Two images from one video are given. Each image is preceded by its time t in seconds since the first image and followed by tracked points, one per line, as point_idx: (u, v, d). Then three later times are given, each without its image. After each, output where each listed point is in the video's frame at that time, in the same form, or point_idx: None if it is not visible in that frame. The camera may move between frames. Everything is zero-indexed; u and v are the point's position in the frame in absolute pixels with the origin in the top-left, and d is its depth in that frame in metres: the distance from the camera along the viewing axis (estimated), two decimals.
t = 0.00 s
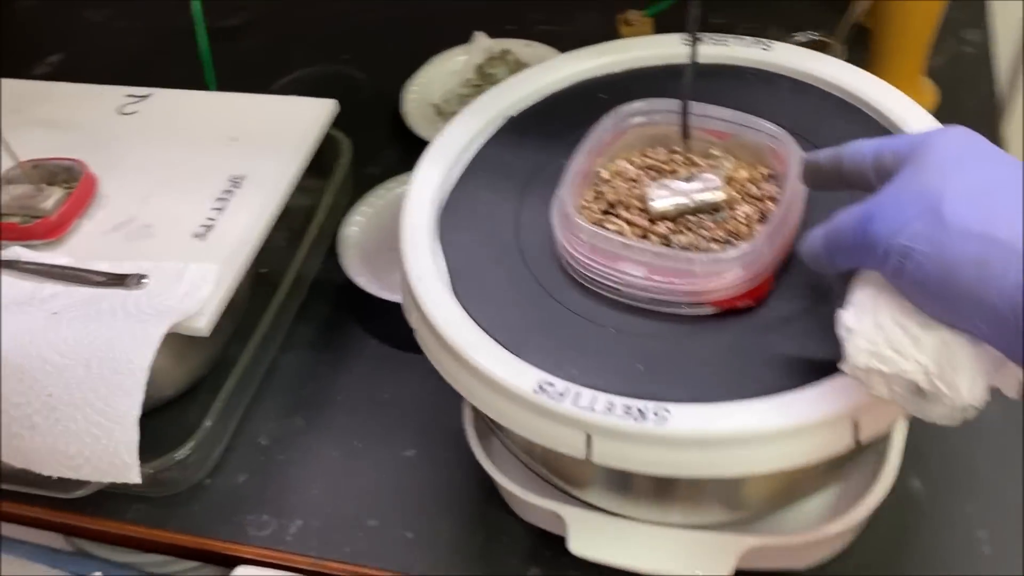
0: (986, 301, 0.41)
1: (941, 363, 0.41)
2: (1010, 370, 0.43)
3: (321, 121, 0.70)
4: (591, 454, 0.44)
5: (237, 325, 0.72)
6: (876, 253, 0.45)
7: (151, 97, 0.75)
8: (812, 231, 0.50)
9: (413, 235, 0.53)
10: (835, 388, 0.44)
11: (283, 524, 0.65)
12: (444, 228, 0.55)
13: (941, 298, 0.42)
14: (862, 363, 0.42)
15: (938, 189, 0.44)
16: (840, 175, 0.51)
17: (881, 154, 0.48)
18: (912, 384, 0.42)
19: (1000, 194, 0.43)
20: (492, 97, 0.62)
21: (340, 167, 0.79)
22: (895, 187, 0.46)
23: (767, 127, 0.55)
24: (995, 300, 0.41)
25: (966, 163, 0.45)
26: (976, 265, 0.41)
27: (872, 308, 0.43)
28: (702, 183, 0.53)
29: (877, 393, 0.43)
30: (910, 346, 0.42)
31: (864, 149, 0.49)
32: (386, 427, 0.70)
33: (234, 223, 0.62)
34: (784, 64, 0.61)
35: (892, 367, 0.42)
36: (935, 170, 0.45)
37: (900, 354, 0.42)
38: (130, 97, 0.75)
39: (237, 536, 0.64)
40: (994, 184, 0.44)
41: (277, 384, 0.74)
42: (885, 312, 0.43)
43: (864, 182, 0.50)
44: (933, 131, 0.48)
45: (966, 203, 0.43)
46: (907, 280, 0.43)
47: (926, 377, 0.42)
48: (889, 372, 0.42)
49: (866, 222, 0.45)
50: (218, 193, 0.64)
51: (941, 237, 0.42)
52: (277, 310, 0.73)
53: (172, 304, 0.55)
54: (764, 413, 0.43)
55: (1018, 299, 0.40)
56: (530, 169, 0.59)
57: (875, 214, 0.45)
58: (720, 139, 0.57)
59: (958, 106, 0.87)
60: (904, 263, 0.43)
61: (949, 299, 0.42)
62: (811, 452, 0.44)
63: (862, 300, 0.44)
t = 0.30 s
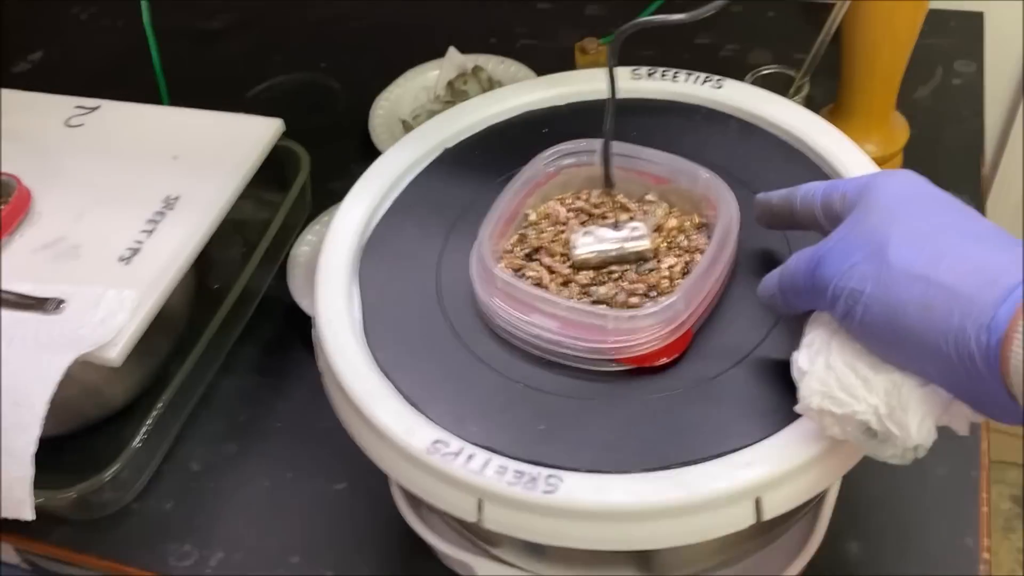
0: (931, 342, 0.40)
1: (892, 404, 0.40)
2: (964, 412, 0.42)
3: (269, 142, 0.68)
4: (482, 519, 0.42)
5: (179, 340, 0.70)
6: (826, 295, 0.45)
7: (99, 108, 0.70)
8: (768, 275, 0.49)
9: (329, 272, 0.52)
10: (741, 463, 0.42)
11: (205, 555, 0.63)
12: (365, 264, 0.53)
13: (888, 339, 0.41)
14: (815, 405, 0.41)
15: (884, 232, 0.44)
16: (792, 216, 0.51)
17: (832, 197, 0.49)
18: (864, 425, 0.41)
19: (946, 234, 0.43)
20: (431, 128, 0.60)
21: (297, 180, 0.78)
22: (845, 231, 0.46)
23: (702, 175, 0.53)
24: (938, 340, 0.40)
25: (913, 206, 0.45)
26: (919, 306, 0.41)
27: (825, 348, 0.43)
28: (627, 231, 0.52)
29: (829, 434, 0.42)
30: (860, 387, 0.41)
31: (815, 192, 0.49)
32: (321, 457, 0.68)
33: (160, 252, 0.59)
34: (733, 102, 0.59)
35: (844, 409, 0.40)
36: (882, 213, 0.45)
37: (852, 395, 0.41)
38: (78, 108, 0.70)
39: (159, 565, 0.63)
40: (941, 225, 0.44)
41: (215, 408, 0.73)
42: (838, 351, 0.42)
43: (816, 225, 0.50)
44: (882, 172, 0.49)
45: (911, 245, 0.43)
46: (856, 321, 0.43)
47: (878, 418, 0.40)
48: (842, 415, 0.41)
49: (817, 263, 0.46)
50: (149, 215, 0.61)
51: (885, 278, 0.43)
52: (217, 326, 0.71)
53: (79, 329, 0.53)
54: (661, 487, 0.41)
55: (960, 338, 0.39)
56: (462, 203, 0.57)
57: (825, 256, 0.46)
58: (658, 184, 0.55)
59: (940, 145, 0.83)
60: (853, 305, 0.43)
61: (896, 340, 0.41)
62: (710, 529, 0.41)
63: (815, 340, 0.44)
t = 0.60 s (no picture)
0: (885, 332, 0.39)
1: (856, 398, 0.39)
2: (930, 401, 0.41)
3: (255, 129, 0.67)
4: (434, 521, 0.42)
5: (160, 323, 0.68)
6: (780, 292, 0.44)
7: (88, 88, 0.68)
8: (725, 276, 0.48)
9: (297, 264, 0.51)
10: (698, 475, 0.41)
11: (175, 541, 0.62)
12: (336, 256, 0.53)
13: (844, 333, 0.40)
14: (777, 404, 0.40)
15: (832, 224, 0.43)
16: (742, 213, 0.50)
17: (781, 192, 0.48)
18: (830, 421, 0.40)
19: (893, 222, 0.42)
20: (415, 117, 0.59)
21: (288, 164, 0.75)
22: (794, 227, 0.45)
23: (681, 175, 0.53)
24: (894, 329, 0.39)
25: (860, 195, 0.44)
26: (872, 296, 0.40)
27: (783, 347, 0.42)
28: (602, 231, 0.52)
29: (796, 432, 0.41)
30: (823, 383, 0.40)
31: (762, 187, 0.48)
32: (296, 447, 0.67)
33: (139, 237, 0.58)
34: (720, 101, 0.58)
35: (807, 407, 0.40)
36: (830, 204, 0.44)
37: (813, 391, 0.40)
38: (68, 86, 0.68)
39: (128, 549, 0.62)
40: (889, 212, 0.43)
41: (194, 392, 0.71)
42: (796, 349, 0.41)
43: (768, 221, 0.49)
44: (829, 164, 0.48)
45: (859, 234, 0.42)
46: (811, 317, 0.42)
47: (843, 414, 0.40)
48: (806, 412, 0.40)
49: (769, 260, 0.45)
50: (127, 197, 0.60)
51: (836, 271, 0.42)
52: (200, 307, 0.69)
53: (50, 312, 0.51)
54: (615, 496, 0.40)
55: (915, 326, 0.38)
56: (440, 196, 0.56)
57: (776, 252, 0.44)
58: (638, 183, 0.56)
59: (947, 150, 0.81)
60: (807, 300, 0.42)
61: (851, 333, 0.40)
62: (666, 539, 0.41)
63: (772, 341, 0.43)
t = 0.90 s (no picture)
0: (900, 313, 0.39)
1: (865, 379, 0.39)
2: (940, 387, 0.41)
3: (270, 112, 0.65)
4: (436, 522, 0.41)
5: (175, 308, 0.67)
6: (795, 269, 0.43)
7: (106, 71, 0.67)
8: (742, 254, 0.48)
9: (307, 257, 0.50)
10: (706, 485, 0.40)
11: (182, 530, 0.62)
12: (347, 248, 0.52)
13: (858, 311, 0.40)
14: (785, 382, 0.40)
15: (852, 202, 0.43)
16: (763, 200, 0.49)
17: (802, 172, 0.47)
18: (839, 403, 0.40)
19: (914, 202, 0.41)
20: (431, 109, 0.58)
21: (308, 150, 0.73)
22: (813, 204, 0.45)
23: (700, 174, 0.52)
24: (909, 309, 0.38)
25: (882, 174, 0.44)
26: (889, 276, 0.39)
27: (797, 324, 0.42)
28: (617, 230, 0.51)
29: (804, 413, 0.41)
30: (833, 363, 0.39)
31: (783, 170, 0.48)
32: (306, 438, 0.66)
33: (151, 219, 0.57)
34: (744, 98, 0.56)
35: (815, 385, 0.39)
36: (851, 182, 0.44)
37: (823, 370, 0.39)
38: (86, 70, 0.67)
39: (137, 536, 0.62)
40: (910, 192, 0.42)
41: (206, 379, 0.71)
42: (809, 326, 0.41)
43: (788, 206, 0.48)
44: (851, 143, 0.47)
45: (879, 212, 0.42)
46: (826, 294, 0.42)
47: (852, 395, 0.39)
48: (815, 391, 0.40)
49: (786, 236, 0.44)
50: (142, 183, 0.59)
51: (854, 249, 0.41)
52: (213, 294, 0.69)
53: (60, 300, 0.51)
54: (620, 504, 0.39)
55: (931, 307, 0.38)
56: (454, 190, 0.55)
57: (794, 228, 0.44)
58: (657, 182, 0.55)
59: (979, 153, 0.78)
60: (822, 278, 0.42)
61: (865, 313, 0.40)
62: (673, 550, 0.40)
63: (787, 317, 0.42)
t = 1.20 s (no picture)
0: (929, 316, 0.38)
1: (890, 382, 0.37)
2: (964, 391, 0.39)
3: (283, 104, 0.64)
4: (440, 524, 0.41)
5: (186, 300, 0.67)
6: (822, 267, 0.42)
7: (120, 61, 0.67)
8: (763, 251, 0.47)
9: (315, 251, 0.50)
10: (716, 491, 0.39)
11: (189, 523, 0.62)
12: (357, 243, 0.51)
13: (886, 314, 0.39)
14: (807, 382, 0.39)
15: (882, 201, 0.42)
16: (785, 194, 0.48)
17: (830, 169, 0.46)
18: (862, 405, 0.39)
19: (947, 202, 0.40)
20: (445, 103, 0.58)
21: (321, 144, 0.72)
22: (841, 201, 0.43)
23: (716, 174, 0.51)
24: (938, 312, 0.37)
25: (914, 173, 0.42)
26: (918, 278, 0.38)
27: (821, 324, 0.41)
28: (630, 229, 0.50)
29: (826, 413, 0.40)
30: (858, 364, 0.38)
31: (809, 165, 0.47)
32: (314, 433, 0.66)
33: (162, 212, 0.56)
34: (762, 96, 0.55)
35: (839, 387, 0.38)
36: (881, 181, 0.43)
37: (847, 371, 0.38)
38: (101, 61, 0.67)
39: (144, 529, 0.62)
40: (943, 192, 0.41)
41: (216, 372, 0.71)
42: (834, 326, 0.40)
43: (810, 201, 0.48)
44: (882, 140, 0.46)
45: (910, 212, 0.40)
46: (853, 295, 0.41)
47: (875, 397, 0.38)
48: (838, 393, 0.39)
49: (813, 235, 0.43)
50: (153, 174, 0.59)
51: (884, 249, 0.40)
52: (223, 287, 0.69)
53: (68, 291, 0.51)
54: (627, 509, 0.38)
55: (961, 311, 0.37)
56: (467, 185, 0.54)
57: (821, 227, 0.43)
58: (672, 180, 0.53)
59: (1003, 154, 0.77)
60: (850, 278, 0.41)
61: (893, 316, 0.39)
62: (684, 557, 0.39)
63: (810, 316, 0.41)
